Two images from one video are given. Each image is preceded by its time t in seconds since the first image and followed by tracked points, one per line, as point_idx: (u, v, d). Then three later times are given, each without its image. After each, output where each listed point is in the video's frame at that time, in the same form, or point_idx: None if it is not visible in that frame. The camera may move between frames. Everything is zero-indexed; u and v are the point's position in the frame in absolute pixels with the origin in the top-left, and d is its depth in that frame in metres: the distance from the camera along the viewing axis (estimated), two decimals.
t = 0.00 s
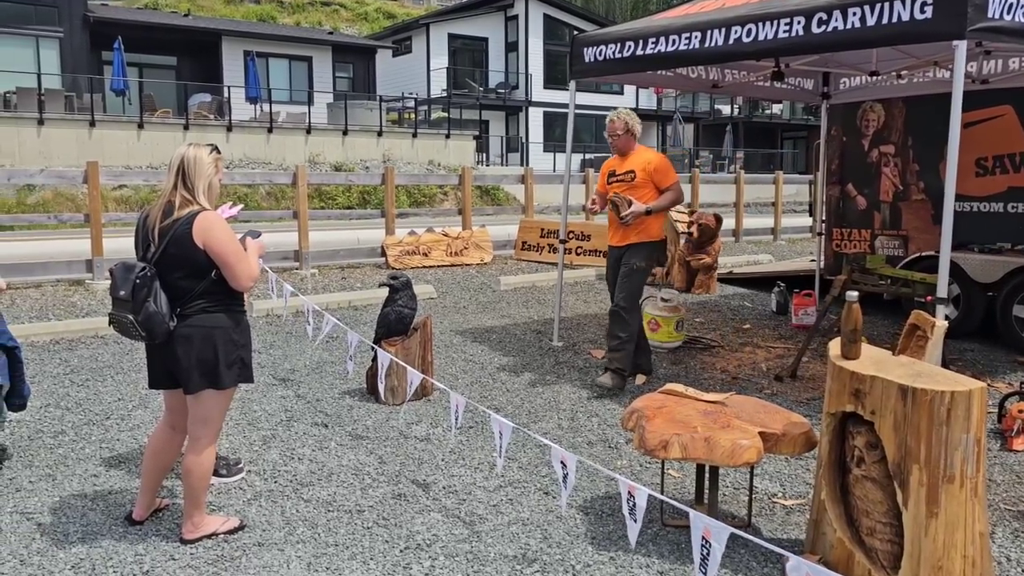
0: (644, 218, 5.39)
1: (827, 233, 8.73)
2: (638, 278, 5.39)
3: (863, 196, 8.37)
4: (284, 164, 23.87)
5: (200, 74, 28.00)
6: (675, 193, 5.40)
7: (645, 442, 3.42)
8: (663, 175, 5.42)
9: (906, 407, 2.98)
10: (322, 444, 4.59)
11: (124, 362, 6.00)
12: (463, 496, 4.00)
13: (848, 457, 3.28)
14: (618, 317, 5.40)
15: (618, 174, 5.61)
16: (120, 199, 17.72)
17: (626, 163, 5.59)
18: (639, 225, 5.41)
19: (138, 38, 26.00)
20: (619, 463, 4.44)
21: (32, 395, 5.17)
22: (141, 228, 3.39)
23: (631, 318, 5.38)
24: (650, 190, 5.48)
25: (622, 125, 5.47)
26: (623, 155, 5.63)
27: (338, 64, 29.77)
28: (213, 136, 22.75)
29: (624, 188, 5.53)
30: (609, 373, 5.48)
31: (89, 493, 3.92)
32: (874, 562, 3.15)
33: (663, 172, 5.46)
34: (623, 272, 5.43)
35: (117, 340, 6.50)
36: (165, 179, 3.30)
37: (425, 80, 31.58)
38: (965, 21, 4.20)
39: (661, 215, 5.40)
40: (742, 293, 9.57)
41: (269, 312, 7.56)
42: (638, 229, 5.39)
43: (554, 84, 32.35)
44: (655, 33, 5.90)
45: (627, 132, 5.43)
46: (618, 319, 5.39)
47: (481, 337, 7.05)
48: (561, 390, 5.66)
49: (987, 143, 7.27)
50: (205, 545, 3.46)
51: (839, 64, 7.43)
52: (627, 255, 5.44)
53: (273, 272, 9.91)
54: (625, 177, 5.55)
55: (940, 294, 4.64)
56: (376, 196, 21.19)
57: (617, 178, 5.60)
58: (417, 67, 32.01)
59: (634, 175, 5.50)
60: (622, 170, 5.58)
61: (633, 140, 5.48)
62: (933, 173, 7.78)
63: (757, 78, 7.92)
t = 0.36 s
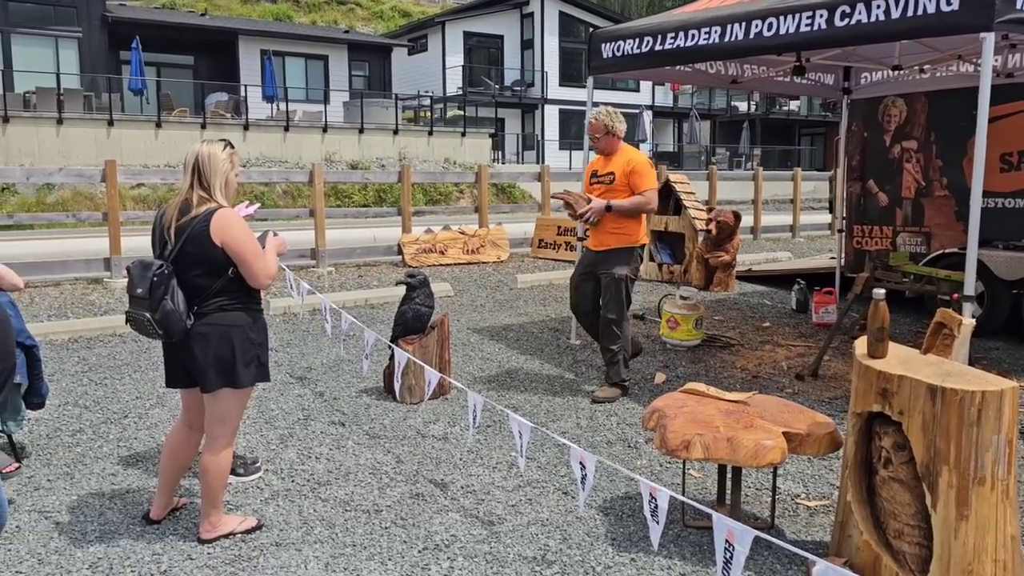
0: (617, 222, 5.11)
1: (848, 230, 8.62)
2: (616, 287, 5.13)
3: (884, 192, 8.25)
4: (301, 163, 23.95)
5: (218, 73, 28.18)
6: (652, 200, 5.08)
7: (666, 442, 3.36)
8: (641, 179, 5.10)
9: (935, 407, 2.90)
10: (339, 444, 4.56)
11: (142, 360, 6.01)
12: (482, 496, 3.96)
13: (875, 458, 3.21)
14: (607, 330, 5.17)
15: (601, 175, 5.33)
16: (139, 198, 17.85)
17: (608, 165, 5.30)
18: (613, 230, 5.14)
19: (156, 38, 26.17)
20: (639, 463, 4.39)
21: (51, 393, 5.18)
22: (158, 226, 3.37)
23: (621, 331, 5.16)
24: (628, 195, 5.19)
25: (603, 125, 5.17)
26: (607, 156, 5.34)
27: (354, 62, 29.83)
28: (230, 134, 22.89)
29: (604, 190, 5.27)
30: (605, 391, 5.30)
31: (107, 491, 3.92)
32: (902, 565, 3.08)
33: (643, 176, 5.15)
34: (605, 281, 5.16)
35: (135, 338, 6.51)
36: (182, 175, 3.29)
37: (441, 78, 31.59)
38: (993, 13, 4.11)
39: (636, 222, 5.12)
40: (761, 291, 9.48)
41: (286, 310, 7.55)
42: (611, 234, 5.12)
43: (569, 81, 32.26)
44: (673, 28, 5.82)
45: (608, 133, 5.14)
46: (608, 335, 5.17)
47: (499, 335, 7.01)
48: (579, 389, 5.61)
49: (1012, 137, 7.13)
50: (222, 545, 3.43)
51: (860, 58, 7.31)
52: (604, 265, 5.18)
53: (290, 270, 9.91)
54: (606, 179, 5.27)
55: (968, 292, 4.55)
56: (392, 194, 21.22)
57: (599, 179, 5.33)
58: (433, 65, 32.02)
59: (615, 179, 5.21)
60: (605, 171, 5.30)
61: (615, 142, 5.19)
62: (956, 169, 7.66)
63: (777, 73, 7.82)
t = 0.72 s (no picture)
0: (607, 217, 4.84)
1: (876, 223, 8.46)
2: (615, 288, 4.90)
3: (914, 185, 8.08)
4: (322, 157, 23.99)
5: (240, 68, 28.30)
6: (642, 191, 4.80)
7: (693, 440, 3.28)
8: (624, 170, 4.78)
9: (975, 406, 2.79)
10: (360, 439, 4.52)
11: (163, 354, 6.00)
12: (505, 493, 3.89)
13: (910, 458, 3.10)
14: (618, 330, 5.00)
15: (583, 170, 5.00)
16: (162, 193, 17.95)
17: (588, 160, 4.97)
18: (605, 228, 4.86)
19: (179, 33, 26.31)
20: (664, 461, 4.30)
21: (72, 387, 5.18)
22: (178, 219, 3.33)
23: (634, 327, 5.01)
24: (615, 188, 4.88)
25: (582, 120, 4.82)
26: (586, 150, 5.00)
27: (375, 56, 29.85)
28: (252, 129, 23.00)
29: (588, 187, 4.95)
30: (628, 388, 5.20)
31: (127, 486, 3.90)
32: (937, 568, 2.97)
33: (628, 166, 4.85)
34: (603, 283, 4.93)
35: (156, 332, 6.50)
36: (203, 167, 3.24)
37: (462, 71, 31.52)
38: None
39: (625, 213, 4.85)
40: (786, 285, 9.34)
41: (306, 304, 7.52)
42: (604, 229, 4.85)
43: (590, 75, 32.08)
44: (699, 17, 5.70)
45: (586, 126, 4.83)
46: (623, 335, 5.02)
47: (521, 330, 6.94)
48: (602, 384, 5.53)
49: None
50: (242, 542, 3.40)
51: (891, 47, 7.14)
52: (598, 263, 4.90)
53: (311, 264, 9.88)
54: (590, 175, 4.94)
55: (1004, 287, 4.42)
56: (412, 188, 21.22)
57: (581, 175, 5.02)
58: (454, 59, 31.96)
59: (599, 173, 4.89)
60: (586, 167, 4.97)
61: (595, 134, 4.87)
62: (989, 161, 7.48)
63: (804, 63, 7.67)
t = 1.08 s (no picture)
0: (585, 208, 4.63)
1: (911, 219, 8.23)
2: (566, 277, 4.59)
3: (951, 179, 7.83)
4: (350, 152, 24.02)
5: (270, 63, 28.44)
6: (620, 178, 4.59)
7: (715, 443, 3.16)
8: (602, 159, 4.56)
9: (1015, 410, 2.64)
10: (376, 437, 4.45)
11: (183, 348, 5.98)
12: (521, 494, 3.80)
13: (944, 463, 2.95)
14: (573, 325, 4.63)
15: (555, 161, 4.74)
16: (192, 187, 18.08)
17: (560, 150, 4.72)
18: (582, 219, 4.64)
19: (211, 28, 26.51)
20: (686, 462, 4.18)
21: (92, 380, 5.18)
22: (193, 211, 3.27)
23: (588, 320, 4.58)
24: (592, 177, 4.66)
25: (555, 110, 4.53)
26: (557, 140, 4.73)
27: (404, 51, 29.84)
28: (281, 124, 23.09)
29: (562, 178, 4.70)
30: (593, 392, 4.85)
31: (140, 483, 3.87)
32: None
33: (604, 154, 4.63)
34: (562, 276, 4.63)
35: (178, 326, 6.49)
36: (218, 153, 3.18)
37: (491, 66, 31.42)
38: None
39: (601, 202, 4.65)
40: (817, 282, 9.13)
41: (328, 298, 7.48)
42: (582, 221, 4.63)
43: (620, 69, 31.80)
44: (728, 5, 5.54)
45: (559, 118, 4.53)
46: (578, 329, 4.60)
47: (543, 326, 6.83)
48: (625, 382, 5.42)
49: None
50: (252, 541, 3.34)
51: (929, 35, 6.88)
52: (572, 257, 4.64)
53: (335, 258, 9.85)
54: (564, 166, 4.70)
55: None
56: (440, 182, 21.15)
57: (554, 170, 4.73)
58: (482, 53, 31.86)
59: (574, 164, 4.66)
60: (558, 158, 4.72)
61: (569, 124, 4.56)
62: None
63: (837, 53, 7.44)
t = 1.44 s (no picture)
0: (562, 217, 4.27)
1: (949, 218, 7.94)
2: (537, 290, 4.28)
3: (992, 176, 7.52)
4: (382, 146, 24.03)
5: (304, 56, 28.56)
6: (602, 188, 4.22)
7: (727, 458, 2.98)
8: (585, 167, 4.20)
9: None
10: (383, 439, 4.34)
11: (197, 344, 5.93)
12: (527, 504, 3.66)
13: (974, 485, 2.74)
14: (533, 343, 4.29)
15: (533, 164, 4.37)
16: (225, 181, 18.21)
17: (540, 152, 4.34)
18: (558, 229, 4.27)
19: (246, 22, 26.69)
20: (702, 473, 4.00)
21: (102, 376, 5.14)
22: (201, 202, 3.17)
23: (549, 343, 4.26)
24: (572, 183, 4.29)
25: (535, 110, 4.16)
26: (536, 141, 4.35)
27: (436, 44, 29.79)
28: (314, 117, 23.17)
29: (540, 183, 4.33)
30: (530, 425, 4.37)
31: (140, 484, 3.79)
32: None
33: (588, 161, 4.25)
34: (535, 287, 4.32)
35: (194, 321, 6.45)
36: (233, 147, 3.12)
37: (524, 60, 31.25)
38: None
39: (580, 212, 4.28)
40: (849, 282, 8.85)
41: (346, 294, 7.39)
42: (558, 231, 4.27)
43: (655, 63, 31.43)
44: None
45: (540, 118, 4.16)
46: (538, 348, 4.26)
47: (563, 326, 6.67)
48: (643, 386, 5.25)
49: None
50: (246, 548, 3.24)
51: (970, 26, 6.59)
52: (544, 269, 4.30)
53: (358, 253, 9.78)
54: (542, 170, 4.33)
55: None
56: (471, 176, 21.06)
57: (533, 173, 4.35)
58: (516, 47, 31.70)
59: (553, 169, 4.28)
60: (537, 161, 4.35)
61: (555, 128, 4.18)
62: None
63: (872, 45, 7.17)
